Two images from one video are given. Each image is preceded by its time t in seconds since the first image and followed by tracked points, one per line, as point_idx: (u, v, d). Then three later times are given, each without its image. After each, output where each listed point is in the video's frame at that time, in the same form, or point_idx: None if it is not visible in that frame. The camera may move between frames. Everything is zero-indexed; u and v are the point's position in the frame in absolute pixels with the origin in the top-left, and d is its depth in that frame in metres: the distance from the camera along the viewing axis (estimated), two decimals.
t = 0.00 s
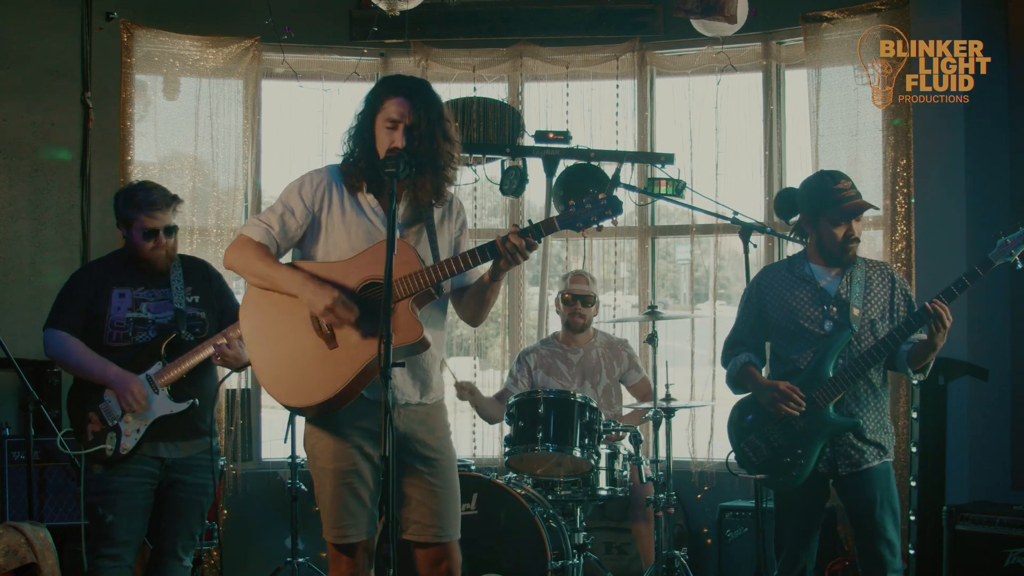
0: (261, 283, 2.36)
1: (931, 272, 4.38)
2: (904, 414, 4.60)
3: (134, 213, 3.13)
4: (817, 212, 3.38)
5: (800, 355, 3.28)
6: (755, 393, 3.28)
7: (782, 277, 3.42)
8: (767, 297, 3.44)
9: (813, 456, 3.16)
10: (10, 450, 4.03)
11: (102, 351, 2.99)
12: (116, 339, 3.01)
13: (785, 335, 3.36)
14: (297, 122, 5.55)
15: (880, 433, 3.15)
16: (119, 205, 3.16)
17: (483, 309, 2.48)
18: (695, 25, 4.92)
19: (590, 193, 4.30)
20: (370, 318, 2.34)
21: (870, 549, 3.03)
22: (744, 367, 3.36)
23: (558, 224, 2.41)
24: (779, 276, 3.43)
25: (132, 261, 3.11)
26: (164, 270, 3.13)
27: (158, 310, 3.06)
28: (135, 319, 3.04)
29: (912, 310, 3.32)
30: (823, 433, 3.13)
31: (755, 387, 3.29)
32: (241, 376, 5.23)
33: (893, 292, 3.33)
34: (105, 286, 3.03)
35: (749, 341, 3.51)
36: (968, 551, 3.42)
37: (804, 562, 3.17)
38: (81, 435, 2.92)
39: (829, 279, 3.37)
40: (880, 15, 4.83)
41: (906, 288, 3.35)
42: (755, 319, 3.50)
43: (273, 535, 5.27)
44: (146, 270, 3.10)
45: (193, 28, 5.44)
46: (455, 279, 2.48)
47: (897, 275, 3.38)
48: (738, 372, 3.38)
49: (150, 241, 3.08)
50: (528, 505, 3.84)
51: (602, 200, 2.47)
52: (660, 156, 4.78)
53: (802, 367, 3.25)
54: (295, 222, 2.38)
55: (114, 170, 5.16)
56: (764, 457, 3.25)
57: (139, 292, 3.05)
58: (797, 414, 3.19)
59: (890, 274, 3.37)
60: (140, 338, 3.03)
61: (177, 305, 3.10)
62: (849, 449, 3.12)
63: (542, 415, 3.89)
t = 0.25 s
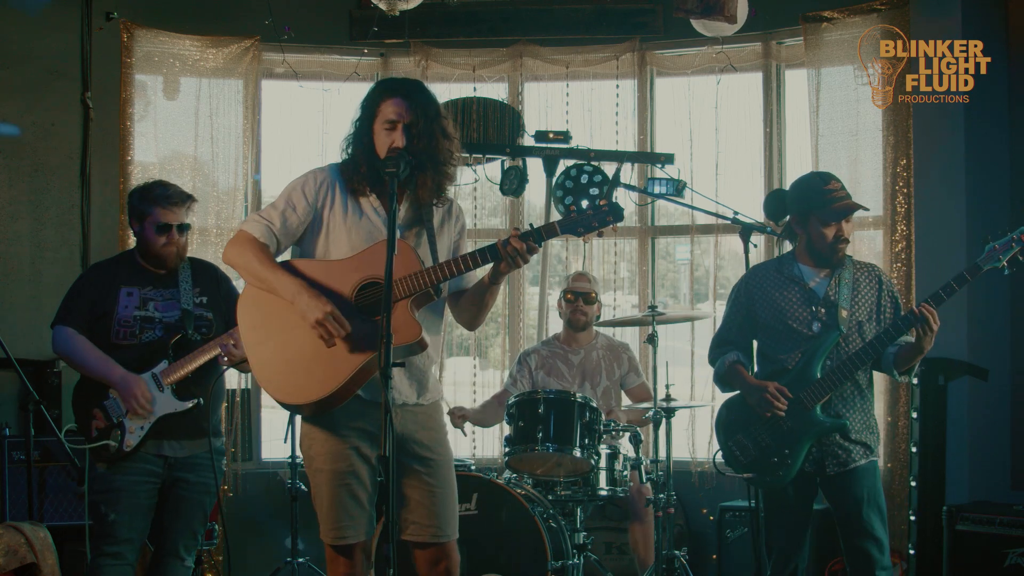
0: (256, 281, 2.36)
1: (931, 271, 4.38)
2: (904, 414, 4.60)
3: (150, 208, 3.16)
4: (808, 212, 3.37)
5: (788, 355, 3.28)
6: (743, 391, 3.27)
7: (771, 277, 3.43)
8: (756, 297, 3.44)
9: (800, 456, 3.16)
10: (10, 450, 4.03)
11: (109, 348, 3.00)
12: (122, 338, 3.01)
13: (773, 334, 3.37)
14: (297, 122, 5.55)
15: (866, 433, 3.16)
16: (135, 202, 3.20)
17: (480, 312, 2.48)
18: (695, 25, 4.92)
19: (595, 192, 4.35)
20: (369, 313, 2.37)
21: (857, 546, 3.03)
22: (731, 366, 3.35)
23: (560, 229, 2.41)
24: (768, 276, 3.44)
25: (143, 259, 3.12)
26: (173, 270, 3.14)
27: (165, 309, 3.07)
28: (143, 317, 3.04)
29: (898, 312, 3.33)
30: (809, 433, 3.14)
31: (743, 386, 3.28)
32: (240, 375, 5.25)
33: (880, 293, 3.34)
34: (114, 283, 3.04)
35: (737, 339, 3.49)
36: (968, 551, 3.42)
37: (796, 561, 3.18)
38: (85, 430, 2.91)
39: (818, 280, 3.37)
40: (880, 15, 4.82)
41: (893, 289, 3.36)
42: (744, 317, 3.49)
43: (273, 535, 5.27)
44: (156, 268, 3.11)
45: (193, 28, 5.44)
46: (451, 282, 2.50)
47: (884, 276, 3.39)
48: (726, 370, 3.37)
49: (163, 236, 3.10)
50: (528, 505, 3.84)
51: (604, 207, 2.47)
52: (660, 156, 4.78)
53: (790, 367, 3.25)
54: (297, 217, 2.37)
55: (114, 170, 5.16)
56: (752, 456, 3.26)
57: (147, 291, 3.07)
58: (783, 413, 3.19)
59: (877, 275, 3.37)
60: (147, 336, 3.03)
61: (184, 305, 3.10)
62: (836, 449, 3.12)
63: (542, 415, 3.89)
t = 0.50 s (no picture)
0: (258, 279, 2.37)
1: (931, 271, 4.38)
2: (904, 414, 4.60)
3: (162, 203, 3.16)
4: (800, 214, 3.37)
5: (780, 356, 3.28)
6: (735, 391, 3.29)
7: (763, 277, 3.42)
8: (748, 296, 3.43)
9: (792, 455, 3.16)
10: (10, 450, 4.03)
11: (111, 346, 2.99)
12: (124, 335, 3.01)
13: (765, 334, 3.36)
14: (297, 122, 5.55)
15: (857, 433, 3.16)
16: (143, 197, 3.20)
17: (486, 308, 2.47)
18: (695, 25, 4.92)
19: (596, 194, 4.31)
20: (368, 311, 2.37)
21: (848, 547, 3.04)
22: (723, 366, 3.36)
23: (560, 222, 2.41)
24: (761, 276, 3.43)
25: (148, 255, 3.12)
26: (176, 268, 3.14)
27: (168, 308, 3.07)
28: (145, 315, 3.04)
29: (889, 313, 3.33)
30: (802, 433, 3.14)
31: (734, 385, 3.29)
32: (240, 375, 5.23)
33: (871, 294, 3.33)
34: (117, 281, 3.03)
35: (729, 338, 3.50)
36: (969, 551, 3.42)
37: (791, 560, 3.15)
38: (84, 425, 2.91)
39: (810, 281, 3.36)
40: (880, 15, 4.82)
41: (884, 291, 3.36)
42: (735, 316, 3.47)
43: (273, 535, 5.27)
44: (160, 265, 3.11)
45: (193, 28, 5.44)
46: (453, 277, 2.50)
47: (875, 277, 3.38)
48: (717, 370, 3.38)
49: (171, 233, 3.10)
50: (527, 505, 3.84)
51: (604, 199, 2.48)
52: (660, 156, 4.78)
53: (783, 367, 3.26)
54: (298, 218, 2.37)
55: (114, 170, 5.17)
56: (744, 455, 3.26)
57: (150, 289, 3.06)
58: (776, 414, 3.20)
59: (869, 276, 3.37)
60: (149, 335, 3.03)
61: (186, 304, 3.10)
62: (828, 449, 3.12)
63: (542, 415, 3.89)
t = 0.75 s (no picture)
0: (267, 282, 2.38)
1: (931, 271, 4.38)
2: (904, 414, 4.60)
3: (167, 207, 3.15)
4: (798, 217, 3.36)
5: (776, 357, 3.28)
6: (732, 393, 3.28)
7: (759, 278, 3.42)
8: (743, 297, 3.43)
9: (789, 456, 3.16)
10: (10, 450, 4.03)
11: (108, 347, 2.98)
12: (122, 336, 3.00)
13: (761, 335, 3.36)
14: (297, 122, 5.55)
15: (852, 433, 3.16)
16: (148, 197, 3.18)
17: (492, 303, 2.47)
18: (695, 25, 4.92)
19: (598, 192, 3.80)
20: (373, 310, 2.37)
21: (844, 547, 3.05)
22: (719, 367, 3.36)
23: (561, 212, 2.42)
24: (757, 277, 3.42)
25: (145, 257, 3.11)
26: (171, 272, 3.15)
27: (165, 310, 3.07)
28: (143, 316, 3.04)
29: (882, 314, 3.35)
30: (798, 433, 3.13)
31: (731, 386, 3.28)
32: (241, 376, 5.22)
33: (865, 295, 3.35)
34: (115, 281, 3.02)
35: (723, 337, 3.50)
36: (969, 551, 3.42)
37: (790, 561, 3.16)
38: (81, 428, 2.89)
39: (806, 282, 3.36)
40: (880, 15, 4.83)
41: (877, 292, 3.37)
42: (731, 316, 3.47)
43: (273, 535, 5.27)
44: (156, 268, 3.11)
45: (193, 28, 5.44)
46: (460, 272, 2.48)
47: (869, 279, 3.39)
48: (713, 371, 3.38)
49: (173, 238, 3.10)
50: (528, 505, 3.83)
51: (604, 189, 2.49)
52: (660, 156, 4.78)
53: (779, 368, 3.25)
54: (302, 221, 2.39)
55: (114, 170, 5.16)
56: (741, 457, 3.24)
57: (147, 291, 3.06)
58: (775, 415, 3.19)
59: (863, 278, 3.37)
60: (146, 337, 3.03)
61: (183, 307, 3.12)
62: (824, 449, 3.12)
63: (542, 415, 3.89)
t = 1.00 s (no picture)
0: (274, 287, 2.39)
1: (931, 271, 4.38)
2: (904, 414, 4.60)
3: (157, 207, 3.14)
4: (794, 217, 3.37)
5: (773, 357, 3.27)
6: (729, 393, 3.27)
7: (754, 278, 3.41)
8: (738, 297, 3.42)
9: (788, 456, 3.15)
10: (10, 450, 4.03)
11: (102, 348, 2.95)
12: (115, 336, 2.97)
13: (757, 335, 3.35)
14: (297, 122, 5.55)
15: (849, 432, 3.17)
16: (136, 197, 3.16)
17: (501, 298, 2.46)
18: (695, 25, 4.92)
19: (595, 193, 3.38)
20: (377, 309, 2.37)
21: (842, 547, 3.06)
22: (716, 368, 3.35)
23: (563, 206, 2.44)
24: (751, 277, 3.42)
25: (133, 256, 3.08)
26: (159, 271, 3.12)
27: (156, 309, 3.05)
28: (135, 316, 3.01)
29: (877, 314, 3.36)
30: (797, 433, 3.13)
31: (728, 387, 3.28)
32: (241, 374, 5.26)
33: (860, 295, 3.36)
34: (105, 281, 2.99)
35: (718, 337, 3.46)
36: (970, 551, 3.42)
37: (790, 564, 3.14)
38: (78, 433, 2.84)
39: (801, 282, 3.37)
40: (880, 15, 4.83)
41: (872, 291, 3.39)
42: (726, 316, 3.45)
43: (273, 535, 5.27)
44: (144, 267, 3.08)
45: (193, 29, 5.44)
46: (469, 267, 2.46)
47: (864, 278, 3.40)
48: (710, 372, 3.37)
49: (162, 237, 3.09)
50: (528, 505, 3.83)
51: (605, 182, 2.51)
52: (660, 156, 4.78)
53: (776, 368, 3.25)
54: (307, 225, 2.38)
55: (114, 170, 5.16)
56: (740, 457, 3.23)
57: (137, 290, 3.03)
58: (772, 415, 3.18)
59: (857, 277, 3.38)
60: (140, 337, 3.00)
61: (174, 306, 3.10)
62: (823, 449, 3.12)
63: (542, 415, 3.89)
